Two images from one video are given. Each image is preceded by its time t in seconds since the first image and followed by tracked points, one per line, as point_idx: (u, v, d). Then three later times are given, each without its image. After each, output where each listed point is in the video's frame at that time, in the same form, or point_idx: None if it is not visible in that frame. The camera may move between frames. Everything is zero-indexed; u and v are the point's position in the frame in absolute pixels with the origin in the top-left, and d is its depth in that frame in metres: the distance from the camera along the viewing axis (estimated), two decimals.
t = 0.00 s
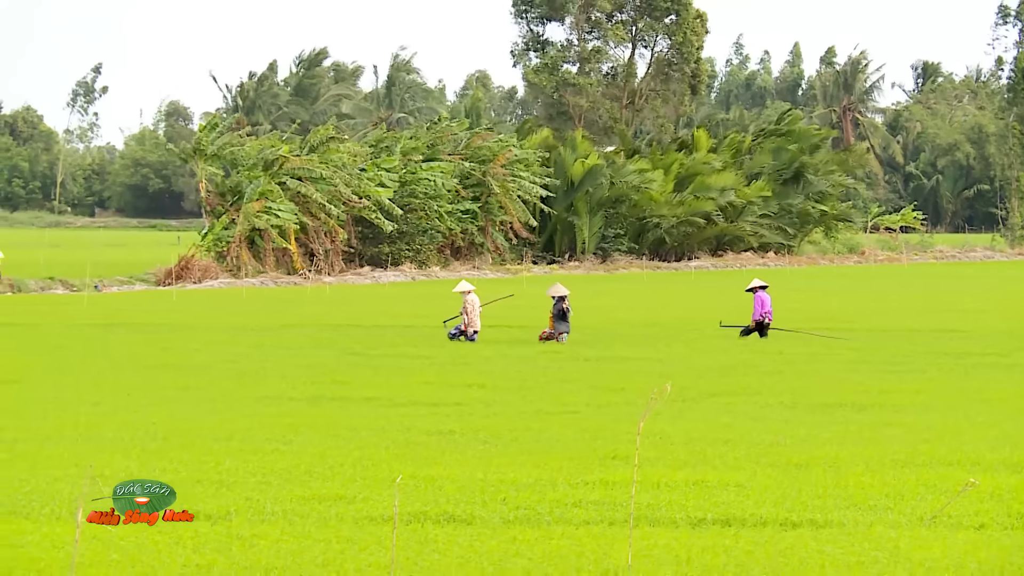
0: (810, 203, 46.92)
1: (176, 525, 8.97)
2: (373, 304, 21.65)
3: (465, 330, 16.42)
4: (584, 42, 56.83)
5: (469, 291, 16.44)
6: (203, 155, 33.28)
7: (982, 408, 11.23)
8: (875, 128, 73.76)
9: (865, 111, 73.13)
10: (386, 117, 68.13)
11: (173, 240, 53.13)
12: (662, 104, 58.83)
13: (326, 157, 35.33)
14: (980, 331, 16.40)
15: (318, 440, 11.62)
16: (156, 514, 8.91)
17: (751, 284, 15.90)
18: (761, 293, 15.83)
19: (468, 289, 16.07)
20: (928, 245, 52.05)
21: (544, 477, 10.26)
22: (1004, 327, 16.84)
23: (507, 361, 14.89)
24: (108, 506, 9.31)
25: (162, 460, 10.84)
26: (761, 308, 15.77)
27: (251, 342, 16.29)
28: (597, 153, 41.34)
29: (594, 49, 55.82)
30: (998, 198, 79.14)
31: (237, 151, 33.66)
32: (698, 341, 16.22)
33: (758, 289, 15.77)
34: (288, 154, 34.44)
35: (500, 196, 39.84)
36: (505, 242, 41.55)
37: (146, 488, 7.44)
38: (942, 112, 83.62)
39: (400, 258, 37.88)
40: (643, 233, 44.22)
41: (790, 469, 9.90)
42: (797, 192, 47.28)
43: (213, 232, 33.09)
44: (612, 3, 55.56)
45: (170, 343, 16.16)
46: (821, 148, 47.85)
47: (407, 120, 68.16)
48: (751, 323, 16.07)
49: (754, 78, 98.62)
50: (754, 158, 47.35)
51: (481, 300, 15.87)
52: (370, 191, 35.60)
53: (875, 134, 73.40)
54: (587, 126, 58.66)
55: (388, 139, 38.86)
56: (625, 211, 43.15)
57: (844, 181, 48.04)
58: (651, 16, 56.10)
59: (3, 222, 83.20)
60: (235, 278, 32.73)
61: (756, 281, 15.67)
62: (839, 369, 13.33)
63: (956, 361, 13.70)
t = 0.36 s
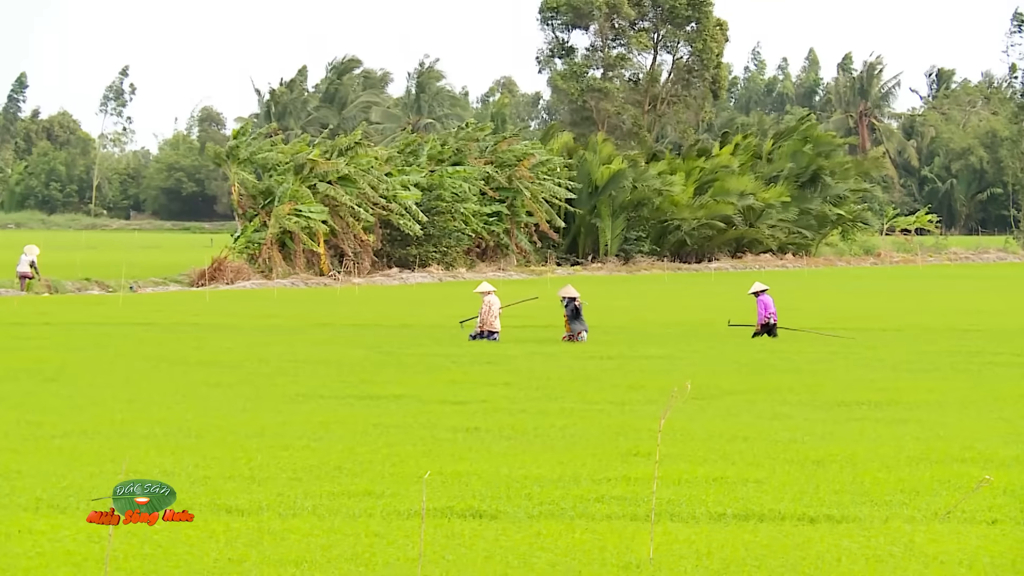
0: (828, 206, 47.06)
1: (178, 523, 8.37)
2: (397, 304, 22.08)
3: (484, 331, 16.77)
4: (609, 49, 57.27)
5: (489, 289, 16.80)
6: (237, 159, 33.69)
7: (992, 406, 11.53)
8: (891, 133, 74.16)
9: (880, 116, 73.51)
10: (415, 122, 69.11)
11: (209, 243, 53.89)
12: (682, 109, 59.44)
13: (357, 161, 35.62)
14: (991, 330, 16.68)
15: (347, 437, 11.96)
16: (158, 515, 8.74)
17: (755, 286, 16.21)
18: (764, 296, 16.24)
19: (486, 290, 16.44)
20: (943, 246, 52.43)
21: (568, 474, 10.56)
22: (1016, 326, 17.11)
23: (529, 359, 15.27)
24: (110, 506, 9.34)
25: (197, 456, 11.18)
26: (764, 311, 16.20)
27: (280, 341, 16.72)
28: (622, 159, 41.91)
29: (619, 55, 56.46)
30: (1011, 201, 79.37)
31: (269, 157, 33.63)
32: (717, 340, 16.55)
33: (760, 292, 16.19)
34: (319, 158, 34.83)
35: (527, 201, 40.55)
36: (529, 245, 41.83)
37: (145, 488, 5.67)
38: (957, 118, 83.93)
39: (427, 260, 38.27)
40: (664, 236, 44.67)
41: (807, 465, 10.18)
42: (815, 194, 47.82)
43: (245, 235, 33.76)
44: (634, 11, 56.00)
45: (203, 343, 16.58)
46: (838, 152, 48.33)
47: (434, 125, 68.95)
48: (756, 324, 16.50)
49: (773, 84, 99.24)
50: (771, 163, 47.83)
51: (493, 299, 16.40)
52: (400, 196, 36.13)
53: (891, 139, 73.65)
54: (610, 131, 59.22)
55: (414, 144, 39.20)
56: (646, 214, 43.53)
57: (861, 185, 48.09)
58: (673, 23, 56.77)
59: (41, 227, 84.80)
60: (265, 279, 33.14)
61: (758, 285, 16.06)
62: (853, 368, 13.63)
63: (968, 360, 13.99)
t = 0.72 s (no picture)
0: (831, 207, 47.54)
1: (177, 525, 8.70)
2: (410, 304, 22.43)
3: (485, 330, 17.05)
4: (618, 55, 57.71)
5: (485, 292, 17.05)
6: (255, 162, 34.33)
7: (991, 405, 11.80)
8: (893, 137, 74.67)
9: (883, 121, 74.05)
10: (430, 127, 69.90)
11: (228, 243, 54.36)
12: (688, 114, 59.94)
13: (372, 164, 36.14)
14: (993, 329, 16.93)
15: (363, 433, 12.27)
16: (164, 515, 8.71)
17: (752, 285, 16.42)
18: (760, 293, 16.48)
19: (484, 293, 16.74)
20: (944, 247, 52.90)
21: (577, 469, 10.85)
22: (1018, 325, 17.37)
23: (540, 357, 15.58)
24: (110, 505, 9.56)
25: (216, 453, 11.50)
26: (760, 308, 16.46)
27: (297, 340, 17.06)
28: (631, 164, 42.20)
29: (629, 62, 56.84)
30: (1009, 204, 80.07)
31: (289, 160, 34.25)
32: (724, 339, 16.84)
33: (756, 290, 16.42)
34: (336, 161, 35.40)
35: (538, 203, 40.83)
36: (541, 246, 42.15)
37: (145, 488, 5.90)
38: (959, 123, 84.47)
39: (441, 261, 38.70)
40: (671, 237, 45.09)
41: (811, 461, 10.44)
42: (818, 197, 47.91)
43: (263, 235, 34.01)
44: (644, 18, 56.19)
45: (222, 342, 16.93)
46: (841, 155, 48.52)
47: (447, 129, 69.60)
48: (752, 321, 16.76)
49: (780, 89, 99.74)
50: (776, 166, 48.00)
51: (490, 301, 16.72)
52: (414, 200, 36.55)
53: (894, 143, 74.24)
54: (619, 135, 59.72)
55: (428, 148, 39.70)
56: (655, 216, 43.89)
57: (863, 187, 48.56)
58: (680, 30, 56.92)
59: (64, 229, 85.85)
60: (283, 280, 33.48)
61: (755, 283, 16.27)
62: (857, 367, 13.90)
63: (969, 358, 14.25)
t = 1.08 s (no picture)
0: (828, 207, 47.96)
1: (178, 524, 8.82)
2: (416, 302, 22.74)
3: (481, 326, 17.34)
4: (620, 59, 58.13)
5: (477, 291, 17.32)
6: (267, 164, 34.78)
7: (986, 401, 12.05)
8: (888, 139, 75.00)
9: (880, 123, 74.40)
10: (438, 128, 70.43)
11: (240, 242, 54.76)
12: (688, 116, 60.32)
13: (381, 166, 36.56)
14: (989, 327, 17.18)
15: (371, 428, 12.57)
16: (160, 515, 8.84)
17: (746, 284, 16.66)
18: (755, 291, 16.75)
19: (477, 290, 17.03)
20: (938, 248, 53.33)
21: (580, 463, 11.12)
22: (1013, 323, 17.61)
23: (545, 354, 15.86)
24: (109, 504, 9.66)
25: (229, 447, 11.80)
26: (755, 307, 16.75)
27: (307, 337, 17.36)
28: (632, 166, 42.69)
29: (630, 66, 57.26)
30: (1003, 204, 80.37)
31: (300, 161, 34.93)
32: (725, 336, 17.10)
33: (750, 288, 16.68)
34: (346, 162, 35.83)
35: (541, 203, 41.03)
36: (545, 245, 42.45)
37: (147, 489, 6.17)
38: (954, 125, 84.86)
39: (448, 260, 39.06)
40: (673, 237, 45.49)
41: (809, 455, 10.70)
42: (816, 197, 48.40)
43: (275, 235, 34.44)
44: (646, 23, 56.54)
45: (234, 339, 17.22)
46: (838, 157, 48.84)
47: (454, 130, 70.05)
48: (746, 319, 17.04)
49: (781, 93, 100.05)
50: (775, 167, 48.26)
51: (480, 298, 17.01)
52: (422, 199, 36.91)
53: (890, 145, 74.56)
54: (621, 138, 60.15)
55: (435, 149, 40.11)
56: (657, 216, 44.32)
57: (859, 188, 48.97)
58: (680, 35, 57.18)
59: (81, 229, 86.51)
60: (295, 278, 33.79)
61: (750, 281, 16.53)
62: (857, 364, 14.15)
63: (965, 355, 14.50)
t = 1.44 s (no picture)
0: (836, 211, 48.21)
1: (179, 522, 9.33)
2: (433, 303, 23.07)
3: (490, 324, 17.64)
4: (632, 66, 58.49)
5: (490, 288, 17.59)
6: (289, 167, 35.18)
7: (990, 399, 12.31)
8: (895, 144, 75.25)
9: (886, 127, 74.63)
10: (455, 132, 70.87)
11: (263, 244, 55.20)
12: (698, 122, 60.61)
13: (399, 169, 36.73)
14: (996, 326, 17.38)
15: (391, 425, 12.92)
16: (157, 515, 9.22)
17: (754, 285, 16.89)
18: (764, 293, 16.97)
19: (491, 288, 17.32)
20: (944, 249, 53.48)
21: (595, 460, 11.41)
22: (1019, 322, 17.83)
23: (560, 353, 16.18)
24: (111, 505, 9.84)
25: (252, 444, 12.17)
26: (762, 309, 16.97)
27: (328, 337, 17.72)
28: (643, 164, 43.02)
29: (641, 71, 57.61)
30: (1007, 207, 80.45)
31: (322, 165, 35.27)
32: (737, 335, 17.36)
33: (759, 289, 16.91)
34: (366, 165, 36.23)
35: (552, 207, 41.41)
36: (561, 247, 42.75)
37: (145, 488, 7.28)
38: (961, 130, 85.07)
39: (466, 262, 39.44)
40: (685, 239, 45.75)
41: (818, 452, 10.96)
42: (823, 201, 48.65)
43: (297, 237, 34.64)
44: (656, 30, 56.95)
45: (258, 339, 17.59)
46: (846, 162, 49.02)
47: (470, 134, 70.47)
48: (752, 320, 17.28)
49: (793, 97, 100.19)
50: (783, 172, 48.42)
51: (494, 296, 17.30)
52: (440, 202, 37.22)
53: (897, 148, 74.79)
54: (634, 142, 60.51)
55: (452, 154, 40.44)
56: (669, 219, 44.73)
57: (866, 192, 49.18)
58: (691, 42, 57.55)
59: (107, 231, 87.33)
60: (315, 280, 34.19)
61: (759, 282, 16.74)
62: (866, 363, 14.41)
63: (971, 353, 14.75)
